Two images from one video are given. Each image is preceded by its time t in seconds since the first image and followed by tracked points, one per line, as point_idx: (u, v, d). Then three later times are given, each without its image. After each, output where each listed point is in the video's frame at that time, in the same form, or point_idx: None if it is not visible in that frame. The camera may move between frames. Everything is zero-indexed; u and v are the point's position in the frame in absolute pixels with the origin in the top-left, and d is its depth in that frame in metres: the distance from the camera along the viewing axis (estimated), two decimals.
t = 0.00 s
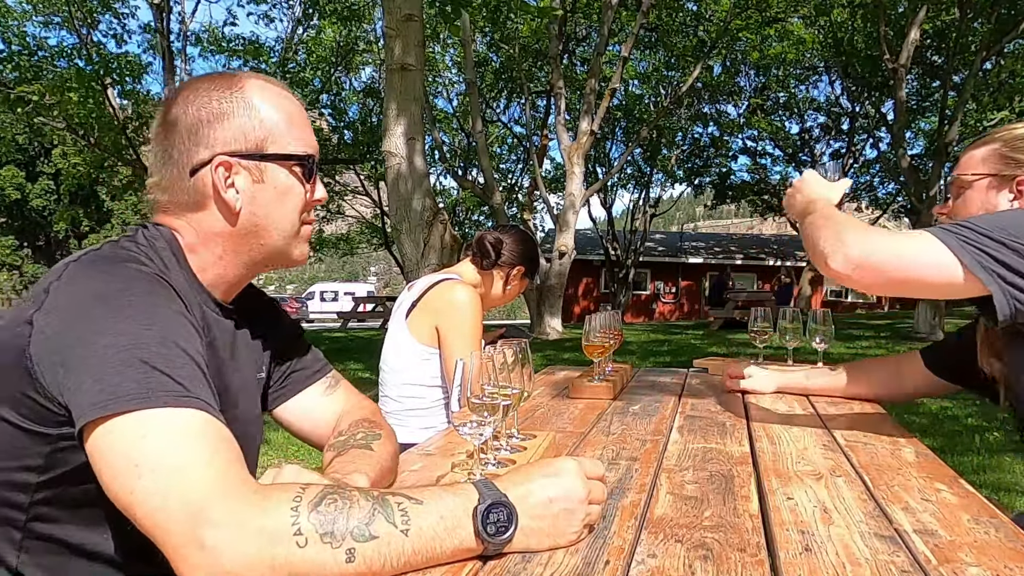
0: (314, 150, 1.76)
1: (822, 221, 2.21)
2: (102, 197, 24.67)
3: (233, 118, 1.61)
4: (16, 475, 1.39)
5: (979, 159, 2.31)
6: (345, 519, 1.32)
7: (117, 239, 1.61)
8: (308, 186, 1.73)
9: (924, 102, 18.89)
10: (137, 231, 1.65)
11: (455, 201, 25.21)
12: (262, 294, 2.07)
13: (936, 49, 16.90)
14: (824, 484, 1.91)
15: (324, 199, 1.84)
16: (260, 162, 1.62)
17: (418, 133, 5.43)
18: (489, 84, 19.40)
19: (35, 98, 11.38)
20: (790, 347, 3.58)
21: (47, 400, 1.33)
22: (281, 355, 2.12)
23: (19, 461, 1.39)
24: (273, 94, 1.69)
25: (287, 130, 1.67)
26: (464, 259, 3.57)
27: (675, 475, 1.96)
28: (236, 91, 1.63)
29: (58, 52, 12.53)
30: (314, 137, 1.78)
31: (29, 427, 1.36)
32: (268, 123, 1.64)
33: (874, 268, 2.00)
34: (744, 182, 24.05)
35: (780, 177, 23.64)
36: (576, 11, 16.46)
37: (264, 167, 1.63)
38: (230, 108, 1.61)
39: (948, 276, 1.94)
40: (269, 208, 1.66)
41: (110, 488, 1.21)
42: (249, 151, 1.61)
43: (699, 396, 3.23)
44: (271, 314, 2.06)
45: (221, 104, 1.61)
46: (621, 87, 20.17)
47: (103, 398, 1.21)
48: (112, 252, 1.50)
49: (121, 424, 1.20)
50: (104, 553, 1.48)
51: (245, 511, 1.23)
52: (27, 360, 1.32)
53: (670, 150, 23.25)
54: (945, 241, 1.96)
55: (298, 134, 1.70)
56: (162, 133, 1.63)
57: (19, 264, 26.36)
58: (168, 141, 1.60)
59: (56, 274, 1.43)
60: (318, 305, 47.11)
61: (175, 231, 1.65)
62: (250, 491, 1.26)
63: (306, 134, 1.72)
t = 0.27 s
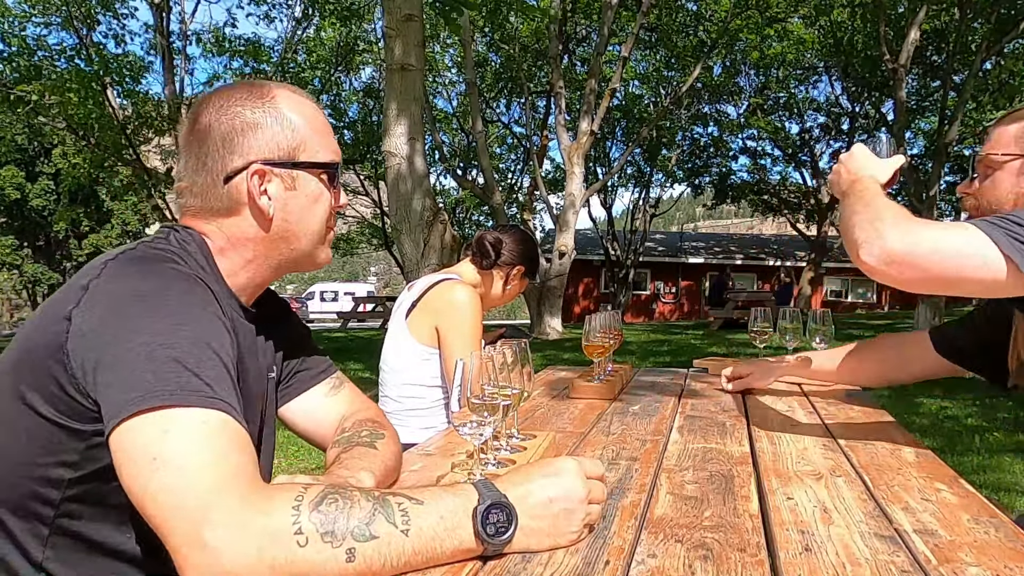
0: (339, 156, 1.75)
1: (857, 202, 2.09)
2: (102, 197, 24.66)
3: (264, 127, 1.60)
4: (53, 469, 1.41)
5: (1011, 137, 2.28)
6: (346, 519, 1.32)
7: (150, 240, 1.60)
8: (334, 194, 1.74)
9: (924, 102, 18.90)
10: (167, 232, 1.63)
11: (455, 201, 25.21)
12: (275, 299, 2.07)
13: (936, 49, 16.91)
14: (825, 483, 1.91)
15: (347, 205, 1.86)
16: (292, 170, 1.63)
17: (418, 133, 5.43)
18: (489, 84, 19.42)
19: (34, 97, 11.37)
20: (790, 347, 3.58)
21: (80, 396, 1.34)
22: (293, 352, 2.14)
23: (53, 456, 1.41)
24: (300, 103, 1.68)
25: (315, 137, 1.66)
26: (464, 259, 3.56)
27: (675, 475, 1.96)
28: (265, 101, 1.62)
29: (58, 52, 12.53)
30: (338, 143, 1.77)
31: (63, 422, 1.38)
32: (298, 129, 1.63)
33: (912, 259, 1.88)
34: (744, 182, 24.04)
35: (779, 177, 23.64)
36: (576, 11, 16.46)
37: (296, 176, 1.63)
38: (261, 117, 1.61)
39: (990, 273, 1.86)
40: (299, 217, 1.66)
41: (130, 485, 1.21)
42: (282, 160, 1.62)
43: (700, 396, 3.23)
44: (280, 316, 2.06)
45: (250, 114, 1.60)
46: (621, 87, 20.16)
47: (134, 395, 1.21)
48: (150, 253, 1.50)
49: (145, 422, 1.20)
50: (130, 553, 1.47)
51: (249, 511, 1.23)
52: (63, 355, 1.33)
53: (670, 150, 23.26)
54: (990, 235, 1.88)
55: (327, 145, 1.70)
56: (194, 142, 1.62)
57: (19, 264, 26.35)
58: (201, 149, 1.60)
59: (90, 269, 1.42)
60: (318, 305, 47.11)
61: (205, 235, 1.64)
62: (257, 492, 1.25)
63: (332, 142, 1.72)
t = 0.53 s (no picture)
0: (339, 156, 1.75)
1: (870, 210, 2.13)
2: (102, 197, 24.64)
3: (264, 128, 1.60)
4: (51, 469, 1.40)
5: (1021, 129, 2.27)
6: (345, 519, 1.32)
7: (151, 240, 1.59)
8: (334, 194, 1.73)
9: (924, 101, 18.91)
10: (168, 233, 1.63)
11: (455, 201, 25.20)
12: (276, 299, 2.06)
13: (936, 49, 16.91)
14: (824, 484, 1.91)
15: (349, 206, 1.87)
16: (292, 172, 1.63)
17: (419, 133, 5.43)
18: (489, 84, 19.43)
19: (34, 98, 11.35)
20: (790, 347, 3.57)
21: (81, 395, 1.34)
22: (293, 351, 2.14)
23: (51, 457, 1.40)
24: (301, 104, 1.68)
25: (315, 136, 1.66)
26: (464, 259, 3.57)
27: (675, 475, 1.96)
28: (263, 103, 1.63)
29: (58, 52, 12.51)
30: (339, 142, 1.77)
31: (63, 423, 1.37)
32: (298, 129, 1.64)
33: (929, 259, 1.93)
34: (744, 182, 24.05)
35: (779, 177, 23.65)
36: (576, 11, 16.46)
37: (297, 176, 1.64)
38: (261, 117, 1.61)
39: (998, 283, 1.90)
40: (300, 216, 1.66)
41: (129, 484, 1.20)
42: (281, 160, 1.62)
43: (700, 396, 3.22)
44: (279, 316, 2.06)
45: (247, 116, 1.60)
46: (621, 87, 20.15)
47: (136, 394, 1.21)
48: (153, 252, 1.50)
49: (146, 421, 1.20)
50: (131, 554, 1.49)
51: (248, 511, 1.22)
52: (66, 353, 1.33)
53: (670, 150, 23.26)
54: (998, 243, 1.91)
55: (326, 143, 1.69)
56: (195, 146, 1.62)
57: (18, 264, 26.30)
58: (201, 151, 1.60)
59: (94, 269, 1.42)
60: (318, 305, 47.09)
61: (207, 235, 1.64)
62: (256, 493, 1.25)
63: (332, 142, 1.72)
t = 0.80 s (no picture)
0: (337, 158, 1.75)
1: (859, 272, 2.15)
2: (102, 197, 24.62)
3: (262, 128, 1.60)
4: (42, 471, 1.41)
5: (999, 136, 2.20)
6: (345, 519, 1.32)
7: (145, 241, 1.59)
8: (330, 194, 1.72)
9: (923, 101, 18.91)
10: (163, 233, 1.63)
11: (455, 201, 25.21)
12: (275, 300, 2.07)
13: (935, 49, 16.92)
14: (824, 484, 1.91)
15: (348, 207, 1.87)
16: (287, 171, 1.62)
17: (419, 133, 5.43)
18: (489, 84, 19.45)
19: (34, 97, 11.35)
20: (791, 347, 3.57)
21: (74, 397, 1.34)
22: (292, 354, 2.14)
23: (42, 458, 1.40)
24: (299, 107, 1.68)
25: (312, 136, 1.66)
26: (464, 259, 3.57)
27: (675, 475, 1.96)
28: (261, 102, 1.63)
29: (58, 53, 12.51)
30: (337, 143, 1.76)
31: (58, 425, 1.38)
32: (294, 130, 1.64)
33: (914, 340, 1.91)
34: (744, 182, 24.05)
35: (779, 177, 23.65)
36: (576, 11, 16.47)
37: (291, 176, 1.63)
38: (259, 119, 1.61)
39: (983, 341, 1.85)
40: (295, 214, 1.65)
41: (124, 485, 1.20)
42: (276, 159, 1.61)
43: (701, 397, 3.22)
44: (281, 316, 2.06)
45: (243, 116, 1.61)
46: (621, 87, 20.14)
47: (130, 395, 1.20)
48: (144, 253, 1.50)
49: (141, 422, 1.19)
50: (125, 554, 1.49)
51: (247, 511, 1.23)
52: (58, 355, 1.33)
53: (670, 150, 23.27)
54: (980, 307, 1.85)
55: (322, 145, 1.69)
56: (191, 146, 1.62)
57: (18, 264, 26.27)
58: (196, 150, 1.60)
59: (86, 270, 1.42)
60: (318, 305, 47.09)
61: (202, 236, 1.65)
62: (254, 492, 1.25)
63: (329, 145, 1.72)
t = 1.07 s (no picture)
0: (335, 158, 1.75)
1: (851, 321, 2.24)
2: (102, 197, 24.62)
3: (264, 127, 1.61)
4: (38, 474, 1.41)
5: (950, 154, 2.28)
6: (345, 520, 1.32)
7: (139, 240, 1.59)
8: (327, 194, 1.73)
9: (923, 101, 18.91)
10: (159, 232, 1.63)
11: (455, 201, 25.24)
12: (275, 301, 2.08)
13: (935, 49, 16.91)
14: (824, 483, 1.91)
15: (344, 207, 1.87)
16: (286, 172, 1.63)
17: (419, 133, 5.43)
18: (489, 84, 19.45)
19: (34, 97, 11.35)
20: (790, 346, 3.56)
21: (68, 399, 1.34)
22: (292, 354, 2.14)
23: (39, 460, 1.41)
24: (299, 107, 1.68)
25: (311, 137, 1.67)
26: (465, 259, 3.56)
27: (675, 475, 1.96)
28: (261, 101, 1.62)
29: (58, 53, 12.53)
30: (335, 142, 1.76)
31: (53, 428, 1.38)
32: (293, 131, 1.64)
33: (900, 403, 1.98)
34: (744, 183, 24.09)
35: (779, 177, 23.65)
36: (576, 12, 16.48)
37: (290, 176, 1.63)
38: (259, 118, 1.61)
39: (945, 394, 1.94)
40: (292, 215, 1.66)
41: (121, 486, 1.20)
42: (274, 159, 1.62)
43: (700, 397, 3.22)
44: (280, 317, 2.06)
45: (242, 113, 1.60)
46: (621, 87, 20.15)
47: (125, 397, 1.20)
48: (137, 253, 1.49)
49: (136, 425, 1.19)
50: (119, 555, 1.49)
51: (246, 511, 1.23)
52: (52, 356, 1.33)
53: (670, 150, 23.26)
54: (940, 355, 1.95)
55: (321, 145, 1.69)
56: (188, 142, 1.61)
57: (18, 264, 26.27)
58: (195, 147, 1.60)
59: (79, 271, 1.42)
60: (318, 305, 47.09)
61: (196, 236, 1.65)
62: (251, 492, 1.25)
63: (327, 146, 1.72)
